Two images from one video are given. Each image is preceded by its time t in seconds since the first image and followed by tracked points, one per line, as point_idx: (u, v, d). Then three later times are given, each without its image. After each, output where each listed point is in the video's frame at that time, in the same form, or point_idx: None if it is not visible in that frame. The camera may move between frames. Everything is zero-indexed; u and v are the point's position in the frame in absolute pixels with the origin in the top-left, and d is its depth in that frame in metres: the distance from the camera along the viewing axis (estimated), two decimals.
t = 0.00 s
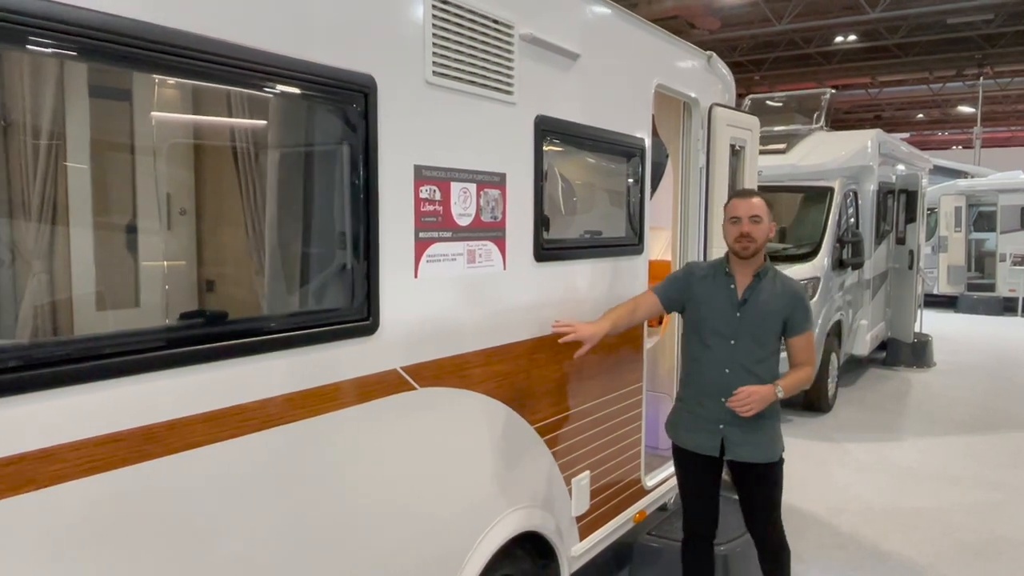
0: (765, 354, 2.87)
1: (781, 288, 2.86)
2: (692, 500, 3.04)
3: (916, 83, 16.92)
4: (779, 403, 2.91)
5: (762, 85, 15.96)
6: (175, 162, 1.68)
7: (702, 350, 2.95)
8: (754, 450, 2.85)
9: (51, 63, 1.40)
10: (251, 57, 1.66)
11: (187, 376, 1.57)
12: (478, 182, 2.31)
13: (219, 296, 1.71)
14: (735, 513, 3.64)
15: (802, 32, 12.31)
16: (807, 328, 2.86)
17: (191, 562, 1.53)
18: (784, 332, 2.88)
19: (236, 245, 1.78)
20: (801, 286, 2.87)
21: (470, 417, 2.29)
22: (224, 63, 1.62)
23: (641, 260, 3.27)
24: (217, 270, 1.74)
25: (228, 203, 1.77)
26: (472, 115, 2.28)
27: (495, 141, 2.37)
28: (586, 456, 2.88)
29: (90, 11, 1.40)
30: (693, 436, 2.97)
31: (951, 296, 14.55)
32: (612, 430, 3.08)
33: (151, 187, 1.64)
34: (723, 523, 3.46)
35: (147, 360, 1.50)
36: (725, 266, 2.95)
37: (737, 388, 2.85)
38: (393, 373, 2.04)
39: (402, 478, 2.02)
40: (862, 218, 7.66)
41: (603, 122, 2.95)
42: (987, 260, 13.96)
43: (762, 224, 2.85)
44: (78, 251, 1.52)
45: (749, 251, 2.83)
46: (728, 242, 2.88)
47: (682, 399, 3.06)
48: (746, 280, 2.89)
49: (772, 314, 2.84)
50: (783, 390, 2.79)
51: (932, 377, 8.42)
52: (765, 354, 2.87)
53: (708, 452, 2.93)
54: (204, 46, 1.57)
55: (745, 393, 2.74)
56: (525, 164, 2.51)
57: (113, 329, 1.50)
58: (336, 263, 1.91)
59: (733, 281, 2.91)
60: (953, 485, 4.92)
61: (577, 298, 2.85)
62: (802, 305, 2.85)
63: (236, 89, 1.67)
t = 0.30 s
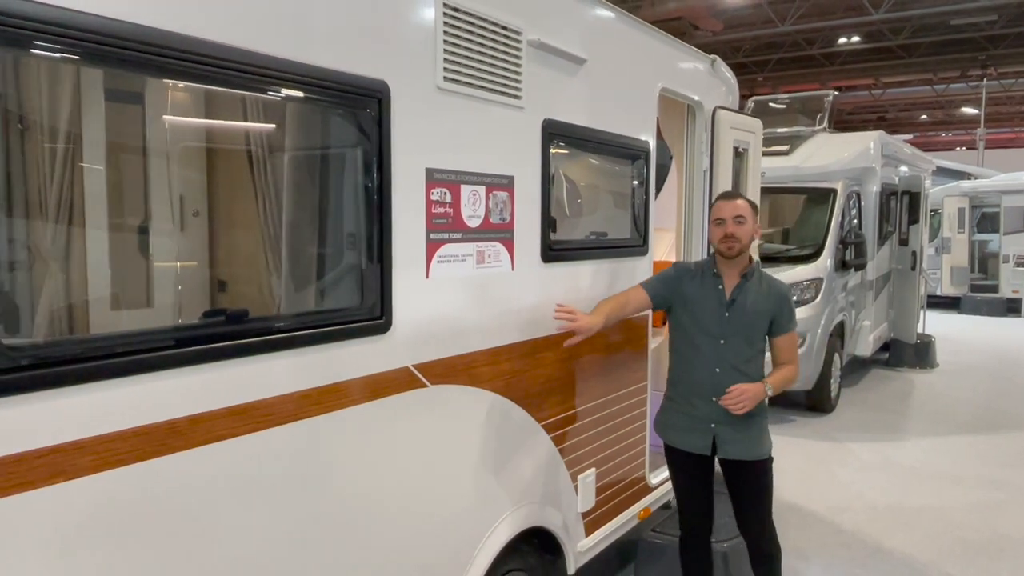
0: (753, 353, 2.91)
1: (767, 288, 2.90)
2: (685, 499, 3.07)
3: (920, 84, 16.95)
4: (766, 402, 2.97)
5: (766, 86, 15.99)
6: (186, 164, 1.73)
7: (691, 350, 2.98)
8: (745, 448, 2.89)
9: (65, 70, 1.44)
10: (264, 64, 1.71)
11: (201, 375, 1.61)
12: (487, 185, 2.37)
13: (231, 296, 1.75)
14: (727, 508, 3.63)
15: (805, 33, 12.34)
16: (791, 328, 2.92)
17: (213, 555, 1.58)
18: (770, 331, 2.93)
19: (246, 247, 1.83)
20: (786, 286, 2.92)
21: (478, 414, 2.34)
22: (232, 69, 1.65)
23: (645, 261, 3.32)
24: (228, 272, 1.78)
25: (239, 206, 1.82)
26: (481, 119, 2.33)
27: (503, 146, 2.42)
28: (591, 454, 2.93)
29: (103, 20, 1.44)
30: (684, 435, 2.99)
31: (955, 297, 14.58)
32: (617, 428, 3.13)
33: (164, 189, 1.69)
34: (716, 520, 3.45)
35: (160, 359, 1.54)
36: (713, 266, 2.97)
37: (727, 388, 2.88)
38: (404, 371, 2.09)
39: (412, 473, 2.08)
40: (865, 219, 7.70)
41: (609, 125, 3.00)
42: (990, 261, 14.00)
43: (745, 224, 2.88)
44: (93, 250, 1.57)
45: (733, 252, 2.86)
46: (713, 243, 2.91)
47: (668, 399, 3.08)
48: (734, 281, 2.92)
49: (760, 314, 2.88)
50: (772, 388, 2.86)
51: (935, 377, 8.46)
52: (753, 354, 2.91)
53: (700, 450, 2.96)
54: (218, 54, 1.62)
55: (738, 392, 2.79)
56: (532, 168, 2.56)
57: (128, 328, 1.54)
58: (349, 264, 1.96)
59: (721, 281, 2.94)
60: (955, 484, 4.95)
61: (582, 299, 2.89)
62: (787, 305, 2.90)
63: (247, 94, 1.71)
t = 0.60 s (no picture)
0: (745, 353, 2.98)
1: (758, 289, 2.96)
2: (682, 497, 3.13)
3: (923, 85, 16.99)
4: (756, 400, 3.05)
5: (769, 88, 16.04)
6: (202, 167, 1.76)
7: (685, 351, 3.03)
8: (738, 445, 2.97)
9: (82, 75, 1.45)
10: (286, 71, 1.78)
11: (228, 369, 1.67)
12: (495, 186, 2.45)
13: (245, 295, 1.81)
14: (720, 497, 3.67)
15: (808, 34, 12.39)
16: (781, 327, 3.00)
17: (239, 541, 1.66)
18: (761, 331, 3.01)
19: (259, 248, 1.88)
20: (776, 286, 3.00)
21: (486, 409, 2.41)
22: (250, 74, 1.71)
23: (648, 260, 3.40)
24: (242, 272, 1.84)
25: (252, 208, 1.87)
26: (490, 124, 2.41)
27: (510, 149, 2.50)
28: (596, 448, 3.00)
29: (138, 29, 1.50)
30: (678, 432, 3.03)
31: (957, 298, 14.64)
32: (620, 424, 3.21)
33: (181, 193, 1.73)
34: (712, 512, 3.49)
35: (187, 353, 1.59)
36: (706, 267, 3.03)
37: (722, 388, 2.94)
38: (416, 366, 2.16)
39: (425, 464, 2.15)
40: (866, 219, 7.76)
41: (613, 128, 3.07)
42: (993, 262, 14.03)
43: (737, 226, 2.94)
44: (112, 251, 1.60)
45: (724, 254, 2.93)
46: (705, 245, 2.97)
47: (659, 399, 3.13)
48: (726, 282, 2.98)
49: (751, 314, 2.95)
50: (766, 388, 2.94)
51: (936, 377, 8.52)
52: (745, 353, 2.97)
53: (694, 448, 3.01)
54: (243, 62, 1.69)
55: (736, 394, 2.87)
56: (539, 170, 2.63)
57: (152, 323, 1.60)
58: (365, 263, 2.04)
59: (714, 283, 2.99)
60: (956, 482, 5.02)
61: (587, 297, 2.96)
62: (777, 305, 2.97)
63: (264, 99, 1.77)
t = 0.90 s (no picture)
0: (738, 351, 3.06)
1: (748, 289, 3.06)
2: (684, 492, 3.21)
3: (927, 86, 17.05)
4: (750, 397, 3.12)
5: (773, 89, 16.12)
6: (220, 169, 1.83)
7: (680, 351, 3.10)
8: (736, 441, 3.04)
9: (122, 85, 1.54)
10: (314, 81, 1.89)
11: (258, 360, 1.77)
12: (505, 189, 2.54)
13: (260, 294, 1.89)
14: (719, 492, 3.76)
15: (812, 36, 12.47)
16: (772, 325, 3.07)
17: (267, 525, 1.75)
18: (752, 329, 3.08)
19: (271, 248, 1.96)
20: (765, 284, 3.09)
21: (497, 404, 2.50)
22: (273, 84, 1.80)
23: (652, 260, 3.49)
24: (257, 272, 1.92)
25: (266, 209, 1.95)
26: (501, 129, 2.50)
27: (520, 152, 2.59)
28: (601, 443, 3.10)
29: (177, 41, 1.60)
30: (678, 431, 3.11)
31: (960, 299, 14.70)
32: (625, 420, 3.30)
33: (199, 195, 1.80)
34: (711, 506, 3.58)
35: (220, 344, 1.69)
36: (696, 270, 3.10)
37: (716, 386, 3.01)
38: (428, 360, 2.26)
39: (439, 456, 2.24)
40: (868, 220, 7.84)
41: (618, 132, 3.17)
42: (996, 263, 14.08)
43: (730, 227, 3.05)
44: (131, 250, 1.62)
45: (717, 251, 3.01)
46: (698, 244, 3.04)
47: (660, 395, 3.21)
48: (717, 282, 3.06)
49: (742, 313, 3.03)
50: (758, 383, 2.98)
51: (938, 377, 8.60)
52: (738, 352, 3.05)
53: (692, 446, 3.08)
54: (270, 72, 1.78)
55: (726, 388, 2.91)
56: (547, 173, 2.73)
57: (186, 317, 1.68)
58: (382, 263, 2.14)
59: (705, 284, 3.06)
60: (955, 478, 5.10)
61: (593, 295, 3.05)
62: (767, 304, 3.06)
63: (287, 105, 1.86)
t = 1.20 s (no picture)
0: (733, 347, 3.11)
1: (740, 284, 3.09)
2: (689, 488, 3.28)
3: (932, 87, 17.06)
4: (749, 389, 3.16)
5: (778, 89, 16.15)
6: (234, 172, 1.90)
7: (677, 351, 3.18)
8: (737, 434, 3.11)
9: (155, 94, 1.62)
10: (335, 89, 1.98)
11: (282, 355, 1.85)
12: (515, 192, 2.62)
13: (274, 293, 1.96)
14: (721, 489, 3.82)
15: (817, 36, 12.49)
16: (768, 318, 3.09)
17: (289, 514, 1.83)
18: (749, 324, 3.12)
19: (283, 249, 2.02)
20: (760, 278, 3.12)
21: (506, 400, 2.58)
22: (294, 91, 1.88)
23: (656, 260, 3.56)
24: (271, 272, 1.99)
25: (278, 210, 2.02)
26: (511, 134, 2.58)
27: (529, 156, 2.67)
28: (607, 438, 3.18)
29: (203, 52, 1.67)
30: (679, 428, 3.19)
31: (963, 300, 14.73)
32: (631, 416, 3.37)
33: (215, 197, 1.87)
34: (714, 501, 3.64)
35: (247, 340, 1.77)
36: (690, 271, 3.17)
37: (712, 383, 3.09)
38: (442, 357, 2.33)
39: (452, 450, 2.32)
40: (871, 221, 7.89)
41: (623, 135, 3.25)
42: (1000, 264, 14.12)
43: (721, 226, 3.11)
44: (153, 249, 1.67)
45: (709, 251, 3.07)
46: (690, 244, 3.11)
47: (665, 393, 3.28)
48: (708, 281, 3.13)
49: (735, 310, 3.08)
50: (747, 376, 3.03)
51: (941, 377, 8.64)
52: (734, 348, 3.11)
53: (693, 442, 3.16)
54: (291, 81, 1.86)
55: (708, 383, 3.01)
56: (555, 176, 2.81)
57: (212, 315, 1.76)
58: (399, 262, 2.22)
59: (697, 285, 3.13)
60: (956, 477, 5.16)
61: (599, 295, 3.13)
62: (760, 297, 3.08)
63: (308, 111, 1.94)
